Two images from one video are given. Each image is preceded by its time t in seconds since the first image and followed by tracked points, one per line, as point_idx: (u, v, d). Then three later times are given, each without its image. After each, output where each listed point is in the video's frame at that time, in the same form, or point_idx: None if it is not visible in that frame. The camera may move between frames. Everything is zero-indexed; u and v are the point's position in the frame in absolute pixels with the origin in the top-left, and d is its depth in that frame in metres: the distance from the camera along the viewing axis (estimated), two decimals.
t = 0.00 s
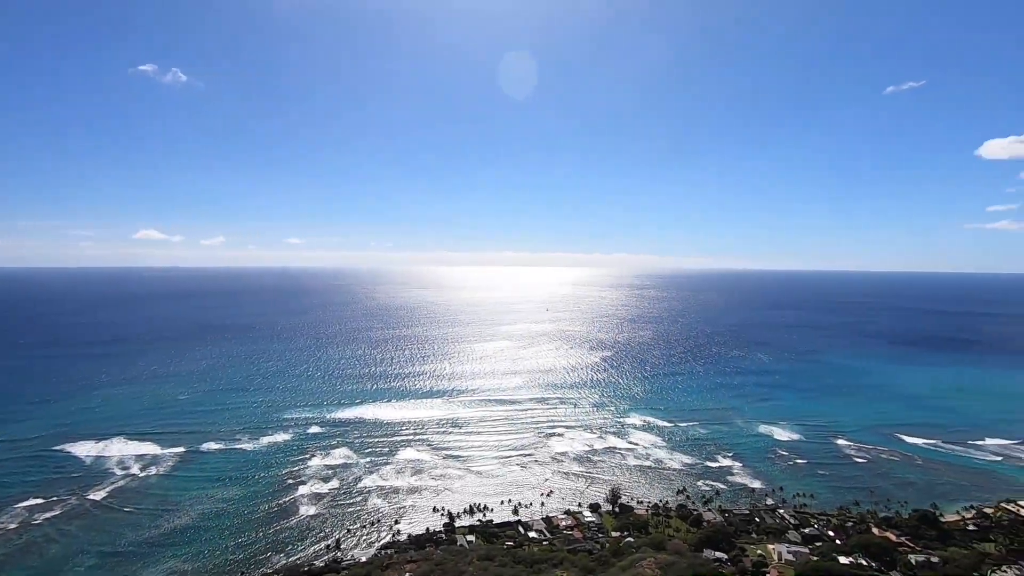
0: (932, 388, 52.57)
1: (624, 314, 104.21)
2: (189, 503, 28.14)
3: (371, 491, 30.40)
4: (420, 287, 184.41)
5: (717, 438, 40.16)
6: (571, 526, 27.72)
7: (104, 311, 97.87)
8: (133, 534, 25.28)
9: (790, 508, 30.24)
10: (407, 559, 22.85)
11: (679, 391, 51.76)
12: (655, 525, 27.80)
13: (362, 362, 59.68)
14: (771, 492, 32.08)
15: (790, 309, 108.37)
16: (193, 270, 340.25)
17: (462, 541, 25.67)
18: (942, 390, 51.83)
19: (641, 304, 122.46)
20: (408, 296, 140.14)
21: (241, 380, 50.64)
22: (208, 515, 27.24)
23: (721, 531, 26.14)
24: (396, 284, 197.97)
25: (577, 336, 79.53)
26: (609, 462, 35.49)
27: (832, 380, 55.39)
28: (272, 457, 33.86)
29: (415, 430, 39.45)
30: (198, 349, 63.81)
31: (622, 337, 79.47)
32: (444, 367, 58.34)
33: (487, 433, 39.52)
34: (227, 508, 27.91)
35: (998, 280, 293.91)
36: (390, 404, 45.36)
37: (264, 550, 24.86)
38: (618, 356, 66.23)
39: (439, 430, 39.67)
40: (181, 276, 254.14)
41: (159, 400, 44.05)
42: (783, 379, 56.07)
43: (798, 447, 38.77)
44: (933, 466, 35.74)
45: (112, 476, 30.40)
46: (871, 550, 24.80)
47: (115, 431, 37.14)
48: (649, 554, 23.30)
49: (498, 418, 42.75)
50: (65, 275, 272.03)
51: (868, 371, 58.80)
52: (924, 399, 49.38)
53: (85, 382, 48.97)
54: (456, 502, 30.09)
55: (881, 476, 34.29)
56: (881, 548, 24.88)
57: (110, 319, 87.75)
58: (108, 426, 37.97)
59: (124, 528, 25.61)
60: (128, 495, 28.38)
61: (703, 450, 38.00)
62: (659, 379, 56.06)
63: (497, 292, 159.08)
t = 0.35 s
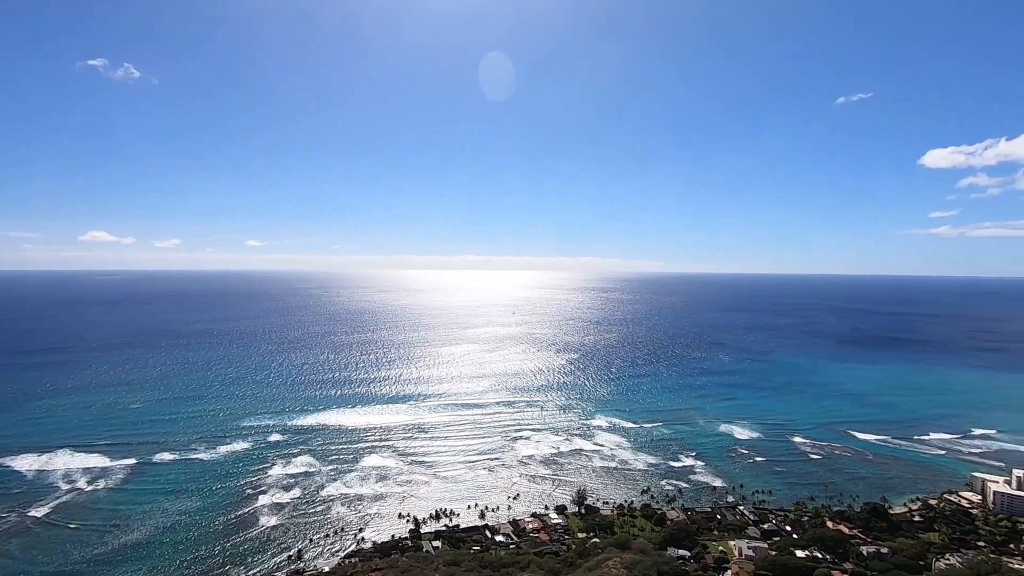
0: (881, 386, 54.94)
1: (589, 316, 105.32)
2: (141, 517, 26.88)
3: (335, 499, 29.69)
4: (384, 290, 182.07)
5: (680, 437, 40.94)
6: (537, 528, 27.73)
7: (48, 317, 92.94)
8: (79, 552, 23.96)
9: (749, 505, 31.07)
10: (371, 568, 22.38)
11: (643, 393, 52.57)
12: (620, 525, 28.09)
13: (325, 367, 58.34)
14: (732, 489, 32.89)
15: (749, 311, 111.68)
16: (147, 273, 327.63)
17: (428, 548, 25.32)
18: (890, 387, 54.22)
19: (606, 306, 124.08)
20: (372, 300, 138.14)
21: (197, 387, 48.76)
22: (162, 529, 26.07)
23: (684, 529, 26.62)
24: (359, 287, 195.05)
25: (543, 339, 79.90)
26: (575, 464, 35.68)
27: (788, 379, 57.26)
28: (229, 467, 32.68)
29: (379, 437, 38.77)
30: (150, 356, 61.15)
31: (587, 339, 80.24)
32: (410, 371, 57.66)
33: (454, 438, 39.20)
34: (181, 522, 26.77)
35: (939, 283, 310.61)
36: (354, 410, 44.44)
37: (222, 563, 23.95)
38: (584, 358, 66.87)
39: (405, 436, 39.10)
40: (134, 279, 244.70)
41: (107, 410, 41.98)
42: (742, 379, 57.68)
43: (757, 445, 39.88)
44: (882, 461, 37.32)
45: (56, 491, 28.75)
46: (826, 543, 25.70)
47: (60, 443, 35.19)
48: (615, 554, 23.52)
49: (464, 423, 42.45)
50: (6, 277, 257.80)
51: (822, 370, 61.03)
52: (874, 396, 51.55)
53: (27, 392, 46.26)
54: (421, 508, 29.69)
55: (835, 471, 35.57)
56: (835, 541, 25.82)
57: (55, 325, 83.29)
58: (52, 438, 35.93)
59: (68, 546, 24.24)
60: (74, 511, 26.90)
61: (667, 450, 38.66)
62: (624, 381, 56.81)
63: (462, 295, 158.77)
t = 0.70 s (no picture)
0: (835, 385, 57.00)
1: (557, 319, 106.05)
2: (89, 532, 25.56)
3: (297, 508, 28.89)
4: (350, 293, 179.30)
5: (646, 439, 41.55)
6: (505, 532, 27.62)
7: None
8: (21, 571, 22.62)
9: (712, 503, 31.70)
10: None
11: (610, 395, 53.19)
12: (587, 527, 28.26)
13: (288, 373, 56.84)
14: (695, 489, 33.51)
15: (711, 313, 114.44)
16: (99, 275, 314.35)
17: (394, 555, 24.89)
18: (844, 387, 56.30)
19: (573, 309, 125.32)
20: (337, 304, 135.81)
21: (152, 395, 46.82)
22: (112, 544, 24.85)
23: (650, 529, 26.94)
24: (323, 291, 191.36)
25: (511, 342, 80.01)
26: (543, 466, 35.74)
27: (749, 380, 58.86)
28: (186, 477, 31.42)
29: (344, 443, 37.97)
30: (101, 363, 58.44)
31: (555, 342, 80.78)
32: (376, 376, 56.83)
33: (421, 443, 38.75)
34: (134, 536, 25.57)
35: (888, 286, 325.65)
36: (318, 416, 43.42)
37: None
38: (552, 361, 67.21)
39: (371, 442, 38.41)
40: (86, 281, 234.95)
41: (54, 419, 39.87)
42: (705, 380, 58.99)
43: (719, 445, 40.75)
44: (837, 458, 38.65)
45: None
46: (785, 538, 26.43)
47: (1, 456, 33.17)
48: (582, 555, 23.63)
49: (432, 427, 42.00)
50: None
51: (781, 371, 62.97)
52: (829, 396, 53.45)
53: None
54: (387, 515, 29.18)
55: (793, 469, 36.67)
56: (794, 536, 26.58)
57: None
58: None
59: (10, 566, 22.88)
60: (16, 528, 25.39)
61: (633, 451, 39.15)
62: (591, 383, 57.34)
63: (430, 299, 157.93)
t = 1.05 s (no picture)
0: (797, 387, 58.74)
1: (528, 322, 106.32)
2: (38, 548, 24.30)
3: (261, 517, 28.11)
4: (317, 297, 176.15)
5: (615, 441, 41.96)
6: (475, 537, 27.47)
7: None
8: None
9: (680, 504, 32.22)
10: None
11: (580, 398, 53.57)
12: (557, 529, 28.35)
13: (252, 378, 55.34)
14: (663, 489, 34.00)
15: (679, 317, 116.66)
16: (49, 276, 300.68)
17: (362, 562, 24.43)
18: (805, 388, 58.10)
19: (542, 312, 126.06)
20: (304, 307, 133.19)
21: (106, 402, 44.88)
22: (63, 560, 23.68)
23: (619, 530, 27.21)
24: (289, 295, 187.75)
25: (482, 346, 79.78)
26: (513, 470, 35.71)
27: (715, 382, 60.16)
28: (143, 487, 30.20)
29: (310, 450, 37.15)
30: (51, 369, 55.73)
31: (526, 345, 80.96)
32: (344, 381, 55.85)
33: (390, 448, 38.22)
34: (87, 550, 24.43)
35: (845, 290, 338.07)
36: (284, 422, 42.38)
37: None
38: (522, 365, 67.34)
39: (338, 448, 37.69)
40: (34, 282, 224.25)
41: None
42: (672, 382, 60.00)
43: (686, 446, 41.49)
44: (798, 457, 39.79)
45: None
46: (749, 536, 27.04)
47: None
48: (552, 558, 23.67)
49: (401, 432, 41.49)
50: None
51: (745, 372, 64.63)
52: (791, 397, 55.06)
53: None
54: (355, 522, 28.68)
55: (757, 469, 37.58)
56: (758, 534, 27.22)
57: None
58: None
59: None
60: None
61: (602, 453, 39.49)
62: (561, 386, 57.69)
63: (399, 302, 156.77)
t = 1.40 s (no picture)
0: (763, 387, 60.19)
1: (501, 325, 106.48)
2: None
3: (226, 525, 27.31)
4: (286, 299, 173.13)
5: (587, 442, 42.32)
6: (446, 540, 27.26)
7: None
8: None
9: (650, 503, 32.63)
10: None
11: (552, 400, 53.79)
12: (528, 531, 28.35)
13: (218, 382, 53.84)
14: (634, 490, 34.39)
15: (649, 319, 118.35)
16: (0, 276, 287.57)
17: (331, 569, 23.95)
18: (770, 389, 59.58)
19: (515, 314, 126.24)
20: (274, 309, 130.77)
21: (61, 409, 42.98)
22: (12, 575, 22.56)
23: (590, 531, 27.37)
24: (258, 296, 184.20)
25: (455, 348, 79.40)
26: (485, 473, 35.56)
27: (684, 384, 61.21)
28: (100, 497, 29.01)
29: (278, 455, 36.29)
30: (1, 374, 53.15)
31: (499, 347, 80.93)
32: (314, 384, 54.88)
33: (361, 452, 37.69)
34: (38, 564, 23.34)
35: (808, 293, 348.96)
36: (250, 427, 41.33)
37: None
38: (495, 367, 67.29)
39: (307, 453, 36.96)
40: None
41: None
42: (643, 384, 60.82)
43: (656, 447, 42.06)
44: (764, 456, 40.76)
45: None
46: (717, 534, 27.53)
47: None
48: (523, 560, 23.65)
49: (372, 437, 40.90)
50: None
51: (713, 374, 66.04)
52: (757, 397, 56.48)
53: None
54: (324, 528, 28.13)
55: (725, 468, 38.40)
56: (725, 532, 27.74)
57: None
58: None
59: None
60: None
61: (574, 455, 39.72)
62: (534, 388, 57.85)
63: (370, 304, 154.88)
